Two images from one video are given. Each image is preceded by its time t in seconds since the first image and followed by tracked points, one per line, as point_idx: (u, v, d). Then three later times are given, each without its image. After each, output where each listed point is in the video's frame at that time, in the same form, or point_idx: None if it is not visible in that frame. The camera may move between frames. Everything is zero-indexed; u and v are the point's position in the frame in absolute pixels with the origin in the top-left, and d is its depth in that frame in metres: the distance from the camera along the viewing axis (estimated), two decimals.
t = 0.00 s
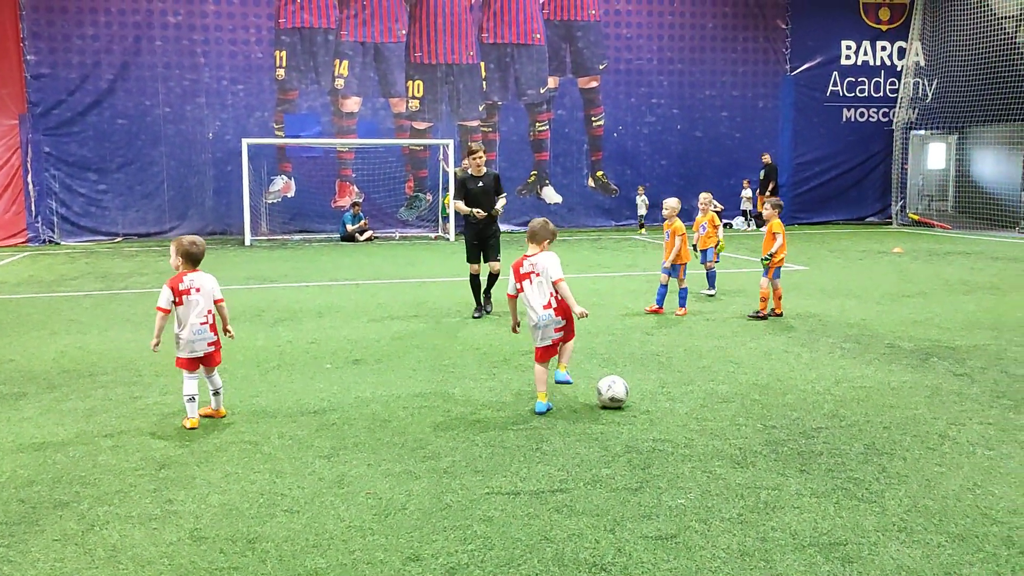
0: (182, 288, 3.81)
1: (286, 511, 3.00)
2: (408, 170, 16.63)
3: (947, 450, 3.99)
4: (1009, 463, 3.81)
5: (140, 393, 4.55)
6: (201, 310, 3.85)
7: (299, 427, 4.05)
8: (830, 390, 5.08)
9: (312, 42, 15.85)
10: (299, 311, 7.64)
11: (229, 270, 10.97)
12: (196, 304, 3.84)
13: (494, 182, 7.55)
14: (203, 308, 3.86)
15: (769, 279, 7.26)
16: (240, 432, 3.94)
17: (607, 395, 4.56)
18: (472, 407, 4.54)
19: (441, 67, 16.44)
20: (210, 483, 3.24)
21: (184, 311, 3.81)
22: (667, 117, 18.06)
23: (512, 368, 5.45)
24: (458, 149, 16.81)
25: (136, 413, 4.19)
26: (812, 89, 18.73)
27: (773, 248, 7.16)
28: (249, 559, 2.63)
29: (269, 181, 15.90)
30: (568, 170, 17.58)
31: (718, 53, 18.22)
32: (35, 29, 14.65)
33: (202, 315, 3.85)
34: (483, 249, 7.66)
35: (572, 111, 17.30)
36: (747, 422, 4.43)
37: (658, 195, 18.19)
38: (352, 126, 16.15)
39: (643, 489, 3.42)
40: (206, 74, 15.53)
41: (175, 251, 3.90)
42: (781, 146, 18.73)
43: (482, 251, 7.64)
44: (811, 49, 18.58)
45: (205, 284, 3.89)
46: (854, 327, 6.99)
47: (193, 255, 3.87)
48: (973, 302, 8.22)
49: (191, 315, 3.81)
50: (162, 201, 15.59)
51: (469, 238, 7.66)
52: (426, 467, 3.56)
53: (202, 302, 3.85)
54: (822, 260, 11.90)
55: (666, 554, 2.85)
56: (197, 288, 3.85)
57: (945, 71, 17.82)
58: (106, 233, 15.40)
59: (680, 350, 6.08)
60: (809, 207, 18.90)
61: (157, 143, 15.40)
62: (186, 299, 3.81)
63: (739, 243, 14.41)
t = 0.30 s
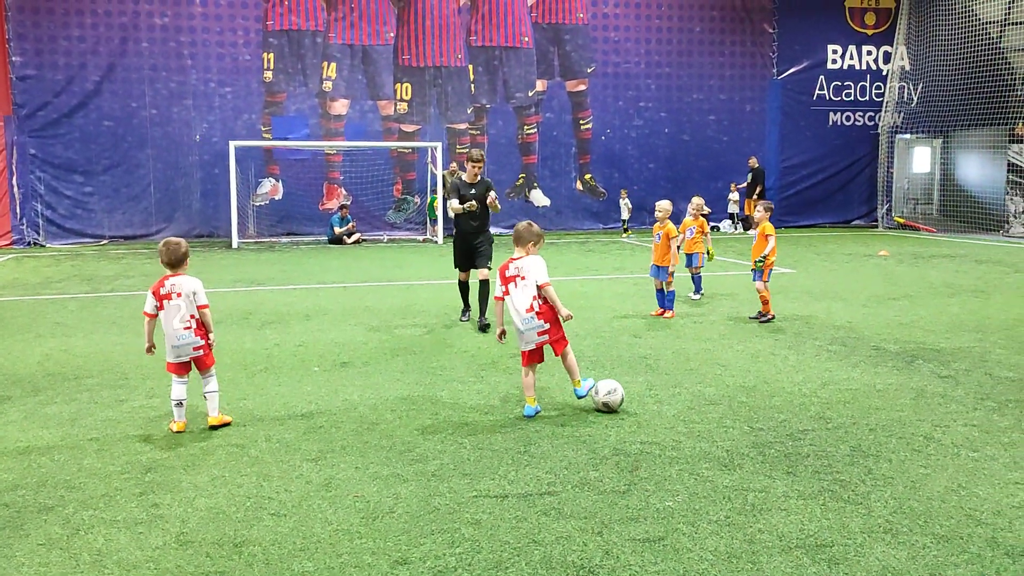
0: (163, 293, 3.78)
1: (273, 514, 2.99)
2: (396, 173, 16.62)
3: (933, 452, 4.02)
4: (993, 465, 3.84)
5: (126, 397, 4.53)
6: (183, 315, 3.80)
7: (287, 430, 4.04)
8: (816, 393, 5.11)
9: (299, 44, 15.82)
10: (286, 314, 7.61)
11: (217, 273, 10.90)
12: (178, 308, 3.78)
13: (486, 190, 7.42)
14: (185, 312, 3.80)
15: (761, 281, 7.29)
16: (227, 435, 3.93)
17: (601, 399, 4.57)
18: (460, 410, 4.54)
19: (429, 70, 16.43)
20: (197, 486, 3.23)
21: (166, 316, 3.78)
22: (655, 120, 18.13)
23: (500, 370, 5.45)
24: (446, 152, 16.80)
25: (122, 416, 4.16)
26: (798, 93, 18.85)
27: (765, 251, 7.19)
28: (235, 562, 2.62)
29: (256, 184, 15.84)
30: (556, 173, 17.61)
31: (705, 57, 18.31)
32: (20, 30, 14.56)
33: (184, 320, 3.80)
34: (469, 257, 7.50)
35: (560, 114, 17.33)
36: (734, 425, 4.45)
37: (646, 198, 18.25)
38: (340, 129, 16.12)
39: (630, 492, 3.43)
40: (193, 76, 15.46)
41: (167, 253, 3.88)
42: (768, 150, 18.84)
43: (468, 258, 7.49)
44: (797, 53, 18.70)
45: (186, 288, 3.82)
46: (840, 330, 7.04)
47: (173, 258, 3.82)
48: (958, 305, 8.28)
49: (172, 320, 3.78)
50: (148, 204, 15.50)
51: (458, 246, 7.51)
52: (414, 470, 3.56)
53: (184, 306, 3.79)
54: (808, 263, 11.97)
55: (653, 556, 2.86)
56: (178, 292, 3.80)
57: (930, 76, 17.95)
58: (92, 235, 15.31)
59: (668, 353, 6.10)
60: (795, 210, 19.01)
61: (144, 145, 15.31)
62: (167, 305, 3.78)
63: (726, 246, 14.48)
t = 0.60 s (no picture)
0: (164, 295, 3.78)
1: (264, 518, 2.98)
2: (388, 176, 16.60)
3: (922, 454, 4.04)
4: (982, 467, 3.86)
5: (115, 400, 4.50)
6: (177, 320, 3.75)
7: (278, 434, 4.02)
8: (806, 395, 5.13)
9: (290, 47, 15.79)
10: (277, 317, 7.59)
11: (207, 275, 10.85)
12: (174, 312, 3.75)
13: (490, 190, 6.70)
14: (179, 318, 3.75)
15: (760, 285, 7.31)
16: (217, 439, 3.91)
17: (597, 402, 4.58)
18: (451, 413, 4.54)
19: (420, 73, 16.43)
20: (187, 491, 3.21)
21: (164, 319, 3.78)
22: (646, 124, 18.18)
23: (492, 374, 5.45)
24: (438, 155, 16.79)
25: (111, 420, 4.14)
26: (788, 97, 18.94)
27: (765, 258, 7.22)
28: (226, 566, 2.61)
29: (247, 186, 15.78)
30: (547, 176, 17.63)
31: (696, 60, 18.38)
32: (9, 32, 14.49)
33: (179, 325, 3.76)
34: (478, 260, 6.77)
35: (551, 118, 17.36)
36: (725, 427, 4.46)
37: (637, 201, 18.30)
38: (331, 132, 16.09)
39: (621, 495, 3.43)
40: (183, 78, 15.41)
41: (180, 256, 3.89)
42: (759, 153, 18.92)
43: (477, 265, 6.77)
44: (788, 57, 18.79)
45: (183, 293, 3.76)
46: (831, 333, 7.06)
47: (175, 261, 3.79)
48: (947, 307, 8.33)
49: (168, 323, 3.76)
50: (138, 206, 15.43)
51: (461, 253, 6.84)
52: (405, 474, 3.55)
53: (179, 311, 3.75)
54: (798, 266, 12.02)
55: (644, 559, 2.86)
56: (175, 296, 3.76)
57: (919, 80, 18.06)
58: (81, 238, 15.22)
59: (659, 356, 6.11)
60: (785, 213, 19.09)
61: (134, 147, 15.24)
62: (165, 308, 3.77)
63: (717, 249, 14.52)
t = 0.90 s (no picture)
0: (165, 298, 3.79)
1: (256, 521, 2.97)
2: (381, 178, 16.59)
3: (915, 457, 4.05)
4: (975, 470, 3.87)
5: (107, 403, 4.49)
6: (175, 323, 3.75)
7: (271, 437, 4.02)
8: (800, 398, 5.15)
9: (284, 49, 15.78)
10: (271, 320, 7.57)
11: (200, 278, 10.82)
12: (173, 315, 3.75)
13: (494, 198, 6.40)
14: (177, 321, 3.74)
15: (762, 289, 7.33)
16: (209, 442, 3.90)
17: (593, 407, 4.58)
18: (445, 416, 4.53)
19: (414, 76, 16.44)
20: (180, 494, 3.20)
21: (164, 321, 3.77)
22: (640, 127, 18.22)
23: (485, 376, 5.45)
24: (432, 158, 16.78)
25: (104, 423, 4.12)
26: (781, 100, 19.01)
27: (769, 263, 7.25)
28: (218, 570, 2.60)
29: (240, 189, 15.75)
30: (541, 179, 17.64)
31: (690, 64, 18.43)
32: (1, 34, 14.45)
33: (176, 328, 3.75)
34: (485, 271, 6.47)
35: (545, 121, 17.39)
36: (718, 430, 4.47)
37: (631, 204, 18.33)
38: (324, 134, 16.07)
39: (615, 498, 3.43)
40: (177, 80, 15.38)
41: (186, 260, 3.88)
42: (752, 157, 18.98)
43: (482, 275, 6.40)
44: (780, 62, 18.86)
45: (182, 297, 3.75)
46: (824, 336, 7.08)
47: (175, 264, 3.78)
48: (940, 311, 8.36)
49: (167, 326, 3.76)
50: (131, 209, 15.38)
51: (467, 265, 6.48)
52: (398, 477, 3.54)
53: (177, 314, 3.74)
54: (791, 269, 12.06)
55: (637, 562, 2.86)
56: (175, 299, 3.76)
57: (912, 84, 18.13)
58: (74, 240, 15.17)
59: (653, 359, 6.12)
60: (779, 217, 19.13)
61: (127, 150, 15.20)
62: (165, 310, 3.77)
63: (711, 253, 14.55)
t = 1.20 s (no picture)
0: (159, 300, 3.76)
1: (251, 524, 2.96)
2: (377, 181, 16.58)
3: (911, 460, 4.05)
4: (971, 472, 3.88)
5: (102, 407, 4.47)
6: (170, 326, 3.73)
7: (266, 440, 4.00)
8: (796, 401, 5.14)
9: (280, 52, 15.79)
10: (267, 323, 7.55)
11: (195, 280, 10.79)
12: (167, 318, 3.73)
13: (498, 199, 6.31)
14: (171, 324, 3.73)
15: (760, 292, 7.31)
16: (204, 445, 3.88)
17: (586, 410, 4.55)
18: (440, 419, 4.52)
19: (410, 78, 16.44)
20: (176, 497, 3.19)
21: (158, 324, 3.76)
22: (636, 129, 18.24)
23: (481, 379, 5.44)
24: (428, 160, 16.76)
25: (98, 427, 4.10)
26: (777, 103, 19.05)
27: (768, 267, 7.26)
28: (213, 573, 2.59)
29: (236, 191, 15.73)
30: (537, 181, 17.63)
31: (685, 66, 18.47)
32: None
33: (171, 331, 3.74)
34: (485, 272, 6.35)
35: (541, 123, 17.38)
36: (714, 433, 4.47)
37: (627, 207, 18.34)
38: (320, 136, 16.04)
39: (612, 501, 3.42)
40: (172, 83, 15.36)
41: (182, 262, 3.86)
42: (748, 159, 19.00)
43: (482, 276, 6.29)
44: (776, 65, 18.92)
45: (176, 299, 3.72)
46: (820, 338, 7.08)
47: (170, 267, 3.75)
48: (936, 313, 8.37)
49: (161, 328, 3.74)
50: (126, 211, 15.35)
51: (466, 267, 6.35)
52: (394, 480, 3.53)
53: (171, 317, 3.72)
54: (788, 272, 12.07)
55: (634, 565, 2.85)
56: (168, 302, 3.73)
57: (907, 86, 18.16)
58: (69, 243, 15.12)
59: (649, 362, 6.11)
60: (774, 219, 19.15)
61: (122, 152, 15.17)
62: (159, 312, 3.75)
63: (707, 255, 14.55)
